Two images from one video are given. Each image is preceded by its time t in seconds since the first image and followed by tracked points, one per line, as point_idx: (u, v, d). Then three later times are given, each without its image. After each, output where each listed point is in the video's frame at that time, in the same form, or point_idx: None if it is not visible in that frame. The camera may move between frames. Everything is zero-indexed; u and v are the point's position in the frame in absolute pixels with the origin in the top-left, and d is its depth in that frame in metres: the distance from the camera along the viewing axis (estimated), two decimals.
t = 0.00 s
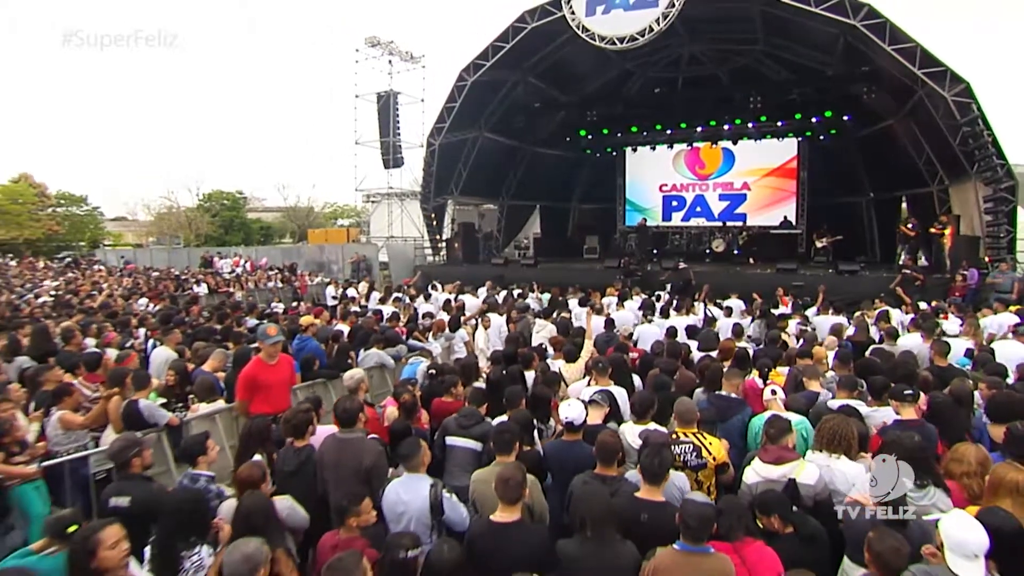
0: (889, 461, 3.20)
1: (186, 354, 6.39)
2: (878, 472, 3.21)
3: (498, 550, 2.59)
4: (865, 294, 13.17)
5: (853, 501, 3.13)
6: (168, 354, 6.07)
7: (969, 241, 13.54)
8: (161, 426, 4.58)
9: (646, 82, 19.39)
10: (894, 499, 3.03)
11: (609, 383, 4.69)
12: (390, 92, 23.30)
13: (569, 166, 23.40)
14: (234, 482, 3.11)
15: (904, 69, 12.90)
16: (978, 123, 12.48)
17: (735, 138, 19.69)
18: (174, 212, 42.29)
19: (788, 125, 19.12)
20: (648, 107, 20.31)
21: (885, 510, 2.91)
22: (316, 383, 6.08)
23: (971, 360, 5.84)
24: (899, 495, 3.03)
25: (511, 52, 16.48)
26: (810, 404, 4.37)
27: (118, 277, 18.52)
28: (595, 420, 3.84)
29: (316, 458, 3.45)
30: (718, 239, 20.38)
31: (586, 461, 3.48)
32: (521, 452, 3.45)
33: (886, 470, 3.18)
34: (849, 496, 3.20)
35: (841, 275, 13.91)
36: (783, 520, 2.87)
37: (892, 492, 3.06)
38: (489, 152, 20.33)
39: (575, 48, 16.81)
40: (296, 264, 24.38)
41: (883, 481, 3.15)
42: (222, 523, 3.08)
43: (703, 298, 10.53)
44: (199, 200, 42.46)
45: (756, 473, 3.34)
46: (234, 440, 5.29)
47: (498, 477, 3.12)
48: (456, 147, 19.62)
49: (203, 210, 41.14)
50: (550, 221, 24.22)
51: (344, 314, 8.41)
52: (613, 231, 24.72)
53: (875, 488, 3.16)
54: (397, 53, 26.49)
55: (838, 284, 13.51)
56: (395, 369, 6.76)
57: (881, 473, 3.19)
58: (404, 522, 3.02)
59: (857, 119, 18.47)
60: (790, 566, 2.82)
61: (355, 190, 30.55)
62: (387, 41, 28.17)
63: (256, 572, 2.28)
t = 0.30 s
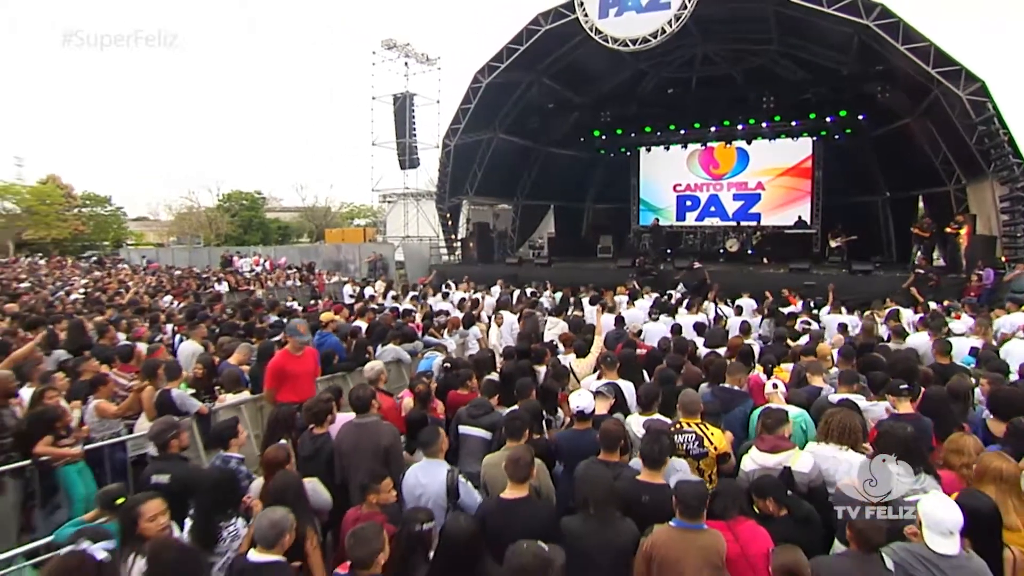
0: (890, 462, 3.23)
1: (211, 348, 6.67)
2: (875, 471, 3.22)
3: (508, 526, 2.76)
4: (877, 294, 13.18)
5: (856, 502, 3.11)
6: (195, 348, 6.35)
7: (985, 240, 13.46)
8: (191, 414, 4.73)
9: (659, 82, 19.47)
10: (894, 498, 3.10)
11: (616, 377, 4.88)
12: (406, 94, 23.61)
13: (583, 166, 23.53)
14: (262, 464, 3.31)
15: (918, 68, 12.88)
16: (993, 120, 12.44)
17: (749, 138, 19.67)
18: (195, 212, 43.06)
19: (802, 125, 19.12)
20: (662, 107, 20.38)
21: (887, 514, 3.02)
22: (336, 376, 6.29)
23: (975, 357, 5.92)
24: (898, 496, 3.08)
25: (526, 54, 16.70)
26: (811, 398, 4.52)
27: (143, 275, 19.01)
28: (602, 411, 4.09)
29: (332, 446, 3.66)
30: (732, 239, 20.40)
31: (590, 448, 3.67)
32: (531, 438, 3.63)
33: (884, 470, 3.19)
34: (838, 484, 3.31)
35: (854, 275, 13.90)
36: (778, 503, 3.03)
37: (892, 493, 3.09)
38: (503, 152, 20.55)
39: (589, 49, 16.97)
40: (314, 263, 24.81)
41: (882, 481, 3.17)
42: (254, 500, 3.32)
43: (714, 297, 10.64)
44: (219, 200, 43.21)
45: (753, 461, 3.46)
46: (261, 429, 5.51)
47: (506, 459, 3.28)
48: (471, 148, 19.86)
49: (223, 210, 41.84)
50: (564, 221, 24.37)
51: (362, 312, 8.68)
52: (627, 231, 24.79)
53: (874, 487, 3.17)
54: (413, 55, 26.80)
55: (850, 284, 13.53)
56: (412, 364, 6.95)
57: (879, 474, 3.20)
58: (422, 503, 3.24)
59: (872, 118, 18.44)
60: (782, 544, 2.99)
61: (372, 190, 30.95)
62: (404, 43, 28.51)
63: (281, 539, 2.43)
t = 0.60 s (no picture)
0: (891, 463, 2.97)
1: (236, 342, 6.95)
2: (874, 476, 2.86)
3: (519, 503, 2.96)
4: (889, 294, 13.16)
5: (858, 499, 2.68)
6: (220, 343, 6.62)
7: (1001, 239, 13.37)
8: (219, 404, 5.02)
9: (673, 82, 19.54)
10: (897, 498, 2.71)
11: (624, 371, 5.04)
12: (421, 95, 23.92)
13: (597, 167, 23.67)
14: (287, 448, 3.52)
15: (932, 67, 12.87)
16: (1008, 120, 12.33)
17: (763, 137, 19.66)
18: (214, 212, 43.85)
19: (816, 124, 19.14)
20: (675, 107, 20.44)
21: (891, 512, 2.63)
22: (354, 370, 6.53)
23: (980, 355, 6.00)
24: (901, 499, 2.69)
25: (539, 56, 16.92)
26: (811, 391, 4.65)
27: (166, 274, 19.50)
28: (609, 402, 4.26)
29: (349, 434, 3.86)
30: (746, 238, 20.39)
31: (596, 437, 3.79)
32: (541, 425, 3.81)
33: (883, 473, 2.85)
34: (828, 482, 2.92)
35: (867, 275, 13.92)
36: (773, 488, 3.10)
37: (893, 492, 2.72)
38: (517, 153, 20.75)
39: (602, 50, 17.11)
40: (331, 262, 25.23)
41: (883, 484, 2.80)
42: (280, 481, 3.54)
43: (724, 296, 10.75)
44: (237, 200, 43.99)
45: (750, 449, 3.62)
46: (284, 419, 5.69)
47: (518, 443, 3.47)
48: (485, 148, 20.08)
49: (241, 210, 42.58)
50: (577, 221, 24.51)
51: (378, 309, 8.93)
52: (641, 230, 24.87)
53: (873, 488, 2.77)
54: (429, 57, 27.12)
55: (863, 284, 13.53)
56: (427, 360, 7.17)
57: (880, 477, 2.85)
58: (437, 484, 3.45)
59: (886, 117, 18.42)
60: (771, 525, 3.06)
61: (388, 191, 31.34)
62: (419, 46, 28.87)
63: (305, 510, 2.66)
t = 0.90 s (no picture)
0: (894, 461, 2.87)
1: (255, 337, 7.21)
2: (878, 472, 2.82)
3: (521, 484, 3.14)
4: (899, 293, 13.18)
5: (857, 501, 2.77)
6: (241, 337, 6.88)
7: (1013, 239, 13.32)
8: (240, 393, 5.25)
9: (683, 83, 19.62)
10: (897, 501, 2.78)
11: (629, 366, 5.21)
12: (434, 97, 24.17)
13: (607, 167, 23.78)
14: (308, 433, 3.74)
15: (942, 67, 12.89)
16: (1020, 119, 12.28)
17: (774, 137, 19.71)
18: (230, 212, 44.47)
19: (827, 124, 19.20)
20: (686, 107, 20.52)
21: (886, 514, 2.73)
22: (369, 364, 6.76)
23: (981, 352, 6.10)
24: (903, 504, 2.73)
25: (550, 57, 17.12)
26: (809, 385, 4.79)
27: (184, 272, 19.95)
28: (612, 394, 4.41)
29: (364, 422, 4.06)
30: (756, 238, 20.42)
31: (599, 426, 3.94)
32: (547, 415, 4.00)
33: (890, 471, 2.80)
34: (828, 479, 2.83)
35: (877, 275, 13.94)
36: (764, 474, 3.22)
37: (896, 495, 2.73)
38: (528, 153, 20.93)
39: (612, 51, 17.25)
40: (345, 261, 25.58)
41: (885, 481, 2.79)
42: (301, 465, 3.78)
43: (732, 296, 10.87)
44: (252, 200, 44.56)
45: (745, 438, 3.78)
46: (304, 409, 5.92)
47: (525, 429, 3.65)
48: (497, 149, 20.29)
49: (257, 210, 43.11)
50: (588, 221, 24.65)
51: (391, 307, 9.17)
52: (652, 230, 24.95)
53: (874, 488, 2.78)
54: (441, 59, 27.39)
55: (872, 284, 13.55)
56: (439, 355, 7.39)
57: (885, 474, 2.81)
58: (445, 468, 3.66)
59: (897, 117, 18.40)
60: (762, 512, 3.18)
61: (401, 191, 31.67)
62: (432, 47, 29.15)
63: (324, 486, 2.88)
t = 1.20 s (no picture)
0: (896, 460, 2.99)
1: (273, 332, 7.50)
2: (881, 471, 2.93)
3: (524, 466, 3.39)
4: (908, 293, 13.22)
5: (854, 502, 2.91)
6: (261, 332, 7.15)
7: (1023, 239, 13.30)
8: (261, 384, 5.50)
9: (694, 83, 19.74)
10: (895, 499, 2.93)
11: (632, 361, 5.41)
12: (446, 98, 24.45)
13: (618, 167, 23.91)
14: (327, 420, 3.99)
15: (950, 68, 12.91)
16: None
17: (784, 138, 19.84)
18: (245, 212, 45.09)
19: (837, 124, 19.29)
20: (696, 107, 20.63)
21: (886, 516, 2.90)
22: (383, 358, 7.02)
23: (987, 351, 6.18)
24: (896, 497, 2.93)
25: (560, 59, 17.32)
26: (804, 378, 4.93)
27: (202, 271, 20.41)
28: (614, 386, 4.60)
29: (379, 410, 4.30)
30: (766, 238, 20.47)
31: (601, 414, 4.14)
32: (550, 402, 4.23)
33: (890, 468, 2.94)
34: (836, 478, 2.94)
35: (885, 275, 13.97)
36: (752, 458, 3.39)
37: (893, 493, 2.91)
38: (539, 153, 21.14)
39: (622, 53, 17.40)
40: (358, 260, 25.95)
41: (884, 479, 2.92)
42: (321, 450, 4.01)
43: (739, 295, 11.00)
44: (267, 201, 45.13)
45: (739, 427, 3.99)
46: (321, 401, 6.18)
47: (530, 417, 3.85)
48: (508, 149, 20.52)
49: (271, 210, 43.68)
50: (598, 221, 24.81)
51: (405, 304, 9.44)
52: (662, 230, 25.04)
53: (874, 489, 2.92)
54: (453, 60, 27.66)
55: (881, 283, 13.61)
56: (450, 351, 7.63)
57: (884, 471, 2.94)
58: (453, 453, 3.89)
59: (908, 116, 18.44)
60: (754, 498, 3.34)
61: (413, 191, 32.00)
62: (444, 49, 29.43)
63: (341, 466, 3.13)
